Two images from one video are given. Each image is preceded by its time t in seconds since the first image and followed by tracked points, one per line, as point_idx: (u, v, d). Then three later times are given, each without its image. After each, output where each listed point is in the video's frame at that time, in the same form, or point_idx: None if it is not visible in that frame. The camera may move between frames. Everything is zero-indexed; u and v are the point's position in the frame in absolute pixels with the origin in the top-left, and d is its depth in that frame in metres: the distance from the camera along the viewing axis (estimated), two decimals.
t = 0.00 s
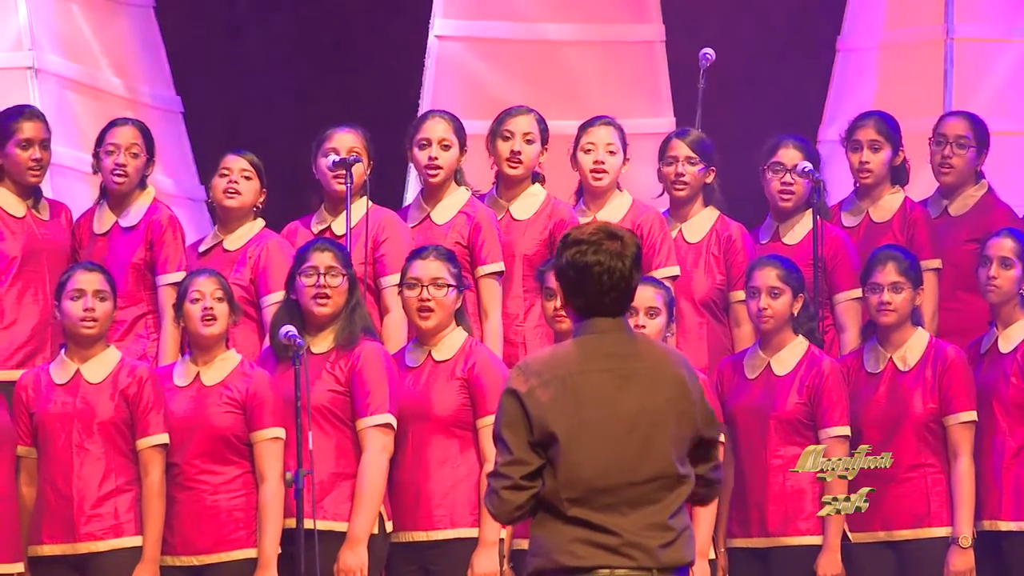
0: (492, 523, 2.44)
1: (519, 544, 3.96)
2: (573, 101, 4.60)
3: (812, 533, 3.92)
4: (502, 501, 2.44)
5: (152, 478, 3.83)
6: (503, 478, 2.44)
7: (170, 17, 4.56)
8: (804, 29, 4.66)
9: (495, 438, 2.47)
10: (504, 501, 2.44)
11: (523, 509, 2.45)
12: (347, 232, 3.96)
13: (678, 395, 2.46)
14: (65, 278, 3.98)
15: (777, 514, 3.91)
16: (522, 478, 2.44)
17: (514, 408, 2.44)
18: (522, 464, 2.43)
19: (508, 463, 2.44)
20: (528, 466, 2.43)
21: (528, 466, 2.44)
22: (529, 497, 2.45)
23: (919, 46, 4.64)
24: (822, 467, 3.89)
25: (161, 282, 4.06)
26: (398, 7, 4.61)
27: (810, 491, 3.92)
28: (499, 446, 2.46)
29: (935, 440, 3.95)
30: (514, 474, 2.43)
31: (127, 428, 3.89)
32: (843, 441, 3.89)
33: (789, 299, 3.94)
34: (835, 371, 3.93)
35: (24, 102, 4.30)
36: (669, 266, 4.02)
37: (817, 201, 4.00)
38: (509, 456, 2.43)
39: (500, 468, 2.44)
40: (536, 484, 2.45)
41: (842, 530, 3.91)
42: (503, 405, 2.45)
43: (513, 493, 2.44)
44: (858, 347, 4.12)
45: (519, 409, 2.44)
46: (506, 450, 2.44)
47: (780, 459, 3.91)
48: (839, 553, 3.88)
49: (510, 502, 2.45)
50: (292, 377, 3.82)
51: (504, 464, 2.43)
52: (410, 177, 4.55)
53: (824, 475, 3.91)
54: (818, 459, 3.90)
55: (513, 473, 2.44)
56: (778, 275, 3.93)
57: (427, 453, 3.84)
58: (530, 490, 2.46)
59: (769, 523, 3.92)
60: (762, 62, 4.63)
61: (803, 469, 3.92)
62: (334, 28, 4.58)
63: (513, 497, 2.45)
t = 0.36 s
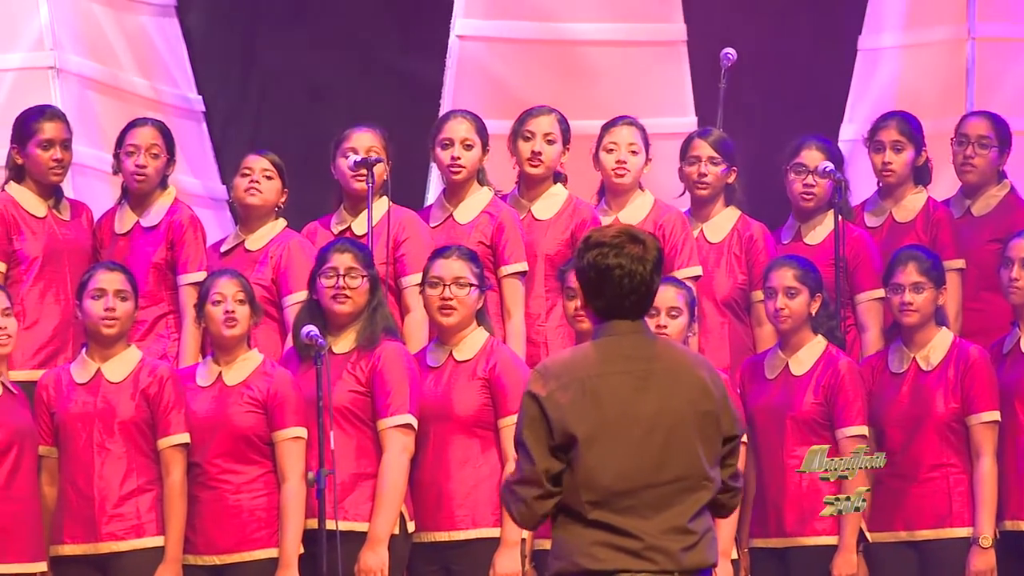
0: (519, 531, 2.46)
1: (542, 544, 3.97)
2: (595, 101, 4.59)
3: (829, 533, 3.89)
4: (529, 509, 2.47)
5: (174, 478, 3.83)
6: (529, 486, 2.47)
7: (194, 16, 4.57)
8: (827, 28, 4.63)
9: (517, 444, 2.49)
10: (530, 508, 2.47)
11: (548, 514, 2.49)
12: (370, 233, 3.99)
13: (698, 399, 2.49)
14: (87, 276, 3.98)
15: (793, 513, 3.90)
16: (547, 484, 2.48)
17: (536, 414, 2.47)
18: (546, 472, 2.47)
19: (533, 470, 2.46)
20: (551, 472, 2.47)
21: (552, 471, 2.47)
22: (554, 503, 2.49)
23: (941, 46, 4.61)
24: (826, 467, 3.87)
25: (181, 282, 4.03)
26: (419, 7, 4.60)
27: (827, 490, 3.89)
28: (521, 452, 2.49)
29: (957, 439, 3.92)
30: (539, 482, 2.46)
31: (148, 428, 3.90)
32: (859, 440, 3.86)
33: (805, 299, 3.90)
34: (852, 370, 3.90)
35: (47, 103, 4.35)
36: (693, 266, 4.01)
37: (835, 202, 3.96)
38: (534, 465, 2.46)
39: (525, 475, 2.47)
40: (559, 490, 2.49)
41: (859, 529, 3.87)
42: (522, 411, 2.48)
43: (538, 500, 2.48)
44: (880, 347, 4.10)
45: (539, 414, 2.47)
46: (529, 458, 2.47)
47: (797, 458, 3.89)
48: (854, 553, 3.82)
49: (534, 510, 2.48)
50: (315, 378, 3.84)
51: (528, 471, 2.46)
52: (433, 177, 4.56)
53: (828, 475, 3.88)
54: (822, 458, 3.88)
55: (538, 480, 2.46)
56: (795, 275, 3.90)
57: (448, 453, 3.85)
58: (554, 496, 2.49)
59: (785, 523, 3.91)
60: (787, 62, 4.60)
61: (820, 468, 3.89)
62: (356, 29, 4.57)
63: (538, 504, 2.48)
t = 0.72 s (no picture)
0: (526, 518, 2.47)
1: (573, 544, 3.98)
2: (628, 101, 4.59)
3: (858, 533, 3.82)
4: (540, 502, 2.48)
5: (205, 477, 3.86)
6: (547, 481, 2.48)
7: (225, 18, 4.56)
8: (860, 27, 4.61)
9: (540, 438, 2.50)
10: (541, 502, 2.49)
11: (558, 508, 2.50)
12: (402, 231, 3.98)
13: (733, 399, 2.47)
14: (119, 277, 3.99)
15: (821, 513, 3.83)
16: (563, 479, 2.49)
17: (568, 412, 2.47)
18: (567, 469, 2.48)
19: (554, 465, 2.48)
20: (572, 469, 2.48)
21: (571, 468, 2.48)
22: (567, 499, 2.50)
23: (971, 45, 4.60)
24: (830, 467, 3.83)
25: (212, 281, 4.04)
26: (451, 6, 4.59)
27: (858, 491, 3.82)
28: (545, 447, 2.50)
29: (986, 440, 3.84)
30: (559, 478, 2.48)
31: (180, 427, 3.91)
32: (890, 439, 3.79)
33: (834, 298, 3.84)
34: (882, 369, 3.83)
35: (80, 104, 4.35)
36: (724, 265, 3.97)
37: (868, 200, 3.91)
38: (556, 461, 2.47)
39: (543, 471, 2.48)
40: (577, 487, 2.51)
41: (889, 529, 3.79)
42: (555, 410, 2.47)
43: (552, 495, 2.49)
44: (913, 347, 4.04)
45: (572, 412, 2.47)
46: (552, 454, 2.48)
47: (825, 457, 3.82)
48: (883, 551, 3.75)
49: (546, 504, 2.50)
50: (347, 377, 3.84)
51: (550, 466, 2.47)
52: (464, 178, 4.56)
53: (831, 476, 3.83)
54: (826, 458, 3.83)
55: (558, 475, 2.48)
56: (824, 273, 3.85)
57: (480, 453, 3.85)
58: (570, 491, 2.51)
59: (815, 522, 3.84)
60: (819, 60, 4.58)
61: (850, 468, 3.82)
62: (387, 27, 4.55)
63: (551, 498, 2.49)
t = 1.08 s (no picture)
0: (583, 522, 2.43)
1: (610, 543, 3.93)
2: (662, 100, 4.60)
3: (898, 532, 3.86)
4: (592, 501, 2.44)
5: (241, 474, 3.80)
6: (596, 479, 2.45)
7: (264, 17, 4.59)
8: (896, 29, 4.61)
9: (585, 438, 2.48)
10: (594, 501, 2.45)
11: (612, 509, 2.46)
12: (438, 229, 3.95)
13: (770, 397, 2.47)
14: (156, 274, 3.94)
15: (865, 512, 3.88)
16: (612, 476, 2.45)
17: (607, 408, 2.45)
18: (614, 463, 2.45)
19: (600, 463, 2.45)
20: (618, 465, 2.45)
21: (618, 465, 2.45)
22: (619, 497, 2.46)
23: (1007, 45, 4.59)
24: (835, 467, 3.91)
25: (248, 280, 4.04)
26: (489, 6, 4.62)
27: (898, 490, 3.88)
28: (589, 445, 2.47)
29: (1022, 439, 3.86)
30: (608, 473, 2.45)
31: (215, 424, 3.84)
32: (929, 439, 3.83)
33: (872, 299, 3.89)
34: (921, 369, 3.88)
35: (117, 102, 4.35)
36: (761, 265, 4.04)
37: (907, 199, 4.03)
38: (601, 456, 2.45)
39: (591, 469, 2.45)
40: (627, 482, 2.47)
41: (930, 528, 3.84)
42: (595, 408, 2.46)
43: (603, 494, 2.45)
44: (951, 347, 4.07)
45: (611, 410, 2.45)
46: (597, 450, 2.45)
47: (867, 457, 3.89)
48: (924, 550, 3.80)
49: (600, 502, 2.46)
50: (382, 376, 3.81)
51: (595, 463, 2.44)
52: (501, 176, 4.57)
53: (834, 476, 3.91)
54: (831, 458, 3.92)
55: (605, 472, 2.45)
56: (861, 274, 3.90)
57: (516, 453, 3.80)
58: (621, 488, 2.47)
59: (856, 521, 3.90)
60: (855, 63, 4.59)
61: (891, 467, 3.88)
62: (426, 28, 4.59)
63: (602, 497, 2.45)
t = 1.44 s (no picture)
0: (625, 530, 2.41)
1: (640, 542, 3.88)
2: (692, 100, 4.60)
3: (933, 531, 3.88)
4: (633, 508, 2.42)
5: (272, 474, 3.73)
6: (636, 485, 2.43)
7: (295, 15, 4.62)
8: (927, 27, 4.61)
9: (622, 444, 2.45)
10: (635, 508, 2.43)
11: (653, 514, 2.44)
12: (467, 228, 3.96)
13: (803, 394, 2.45)
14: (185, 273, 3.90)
15: (897, 510, 3.89)
16: (652, 482, 2.43)
17: (644, 414, 2.42)
18: (653, 468, 2.42)
19: (638, 469, 2.42)
20: (658, 470, 2.42)
21: (658, 469, 2.43)
22: (659, 502, 2.44)
23: None
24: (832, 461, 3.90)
25: (277, 280, 4.03)
26: (520, 5, 4.63)
27: (931, 489, 3.89)
28: (626, 451, 2.45)
29: None
30: (648, 479, 2.42)
31: (247, 424, 3.79)
32: (963, 438, 3.86)
33: (905, 298, 3.90)
34: (954, 367, 3.90)
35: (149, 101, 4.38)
36: (791, 264, 4.07)
37: (936, 200, 4.01)
38: (640, 462, 2.42)
39: (630, 475, 2.43)
40: (666, 487, 2.44)
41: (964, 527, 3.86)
42: (632, 413, 2.43)
43: (644, 499, 2.43)
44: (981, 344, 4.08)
45: (648, 415, 2.43)
46: (635, 456, 2.43)
47: (901, 456, 3.90)
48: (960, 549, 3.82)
49: (640, 508, 2.43)
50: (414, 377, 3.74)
51: (635, 470, 2.42)
52: (531, 175, 4.58)
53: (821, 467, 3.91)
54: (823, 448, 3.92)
55: (645, 478, 2.42)
56: (895, 273, 3.91)
57: (548, 450, 3.76)
58: (661, 493, 2.45)
59: (889, 521, 3.90)
60: (888, 61, 4.59)
61: (925, 466, 3.89)
62: (457, 27, 4.61)
63: (644, 503, 2.43)
